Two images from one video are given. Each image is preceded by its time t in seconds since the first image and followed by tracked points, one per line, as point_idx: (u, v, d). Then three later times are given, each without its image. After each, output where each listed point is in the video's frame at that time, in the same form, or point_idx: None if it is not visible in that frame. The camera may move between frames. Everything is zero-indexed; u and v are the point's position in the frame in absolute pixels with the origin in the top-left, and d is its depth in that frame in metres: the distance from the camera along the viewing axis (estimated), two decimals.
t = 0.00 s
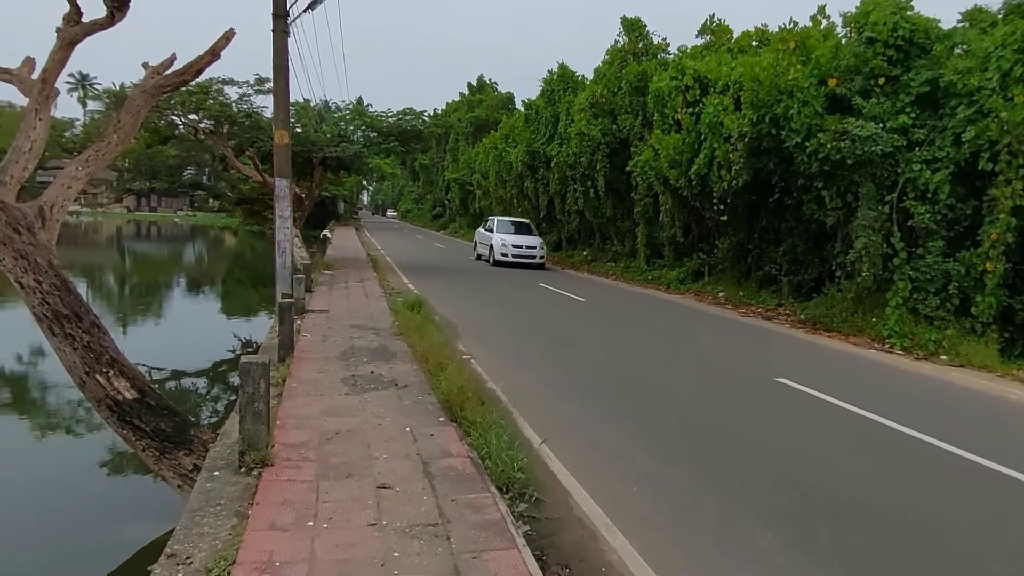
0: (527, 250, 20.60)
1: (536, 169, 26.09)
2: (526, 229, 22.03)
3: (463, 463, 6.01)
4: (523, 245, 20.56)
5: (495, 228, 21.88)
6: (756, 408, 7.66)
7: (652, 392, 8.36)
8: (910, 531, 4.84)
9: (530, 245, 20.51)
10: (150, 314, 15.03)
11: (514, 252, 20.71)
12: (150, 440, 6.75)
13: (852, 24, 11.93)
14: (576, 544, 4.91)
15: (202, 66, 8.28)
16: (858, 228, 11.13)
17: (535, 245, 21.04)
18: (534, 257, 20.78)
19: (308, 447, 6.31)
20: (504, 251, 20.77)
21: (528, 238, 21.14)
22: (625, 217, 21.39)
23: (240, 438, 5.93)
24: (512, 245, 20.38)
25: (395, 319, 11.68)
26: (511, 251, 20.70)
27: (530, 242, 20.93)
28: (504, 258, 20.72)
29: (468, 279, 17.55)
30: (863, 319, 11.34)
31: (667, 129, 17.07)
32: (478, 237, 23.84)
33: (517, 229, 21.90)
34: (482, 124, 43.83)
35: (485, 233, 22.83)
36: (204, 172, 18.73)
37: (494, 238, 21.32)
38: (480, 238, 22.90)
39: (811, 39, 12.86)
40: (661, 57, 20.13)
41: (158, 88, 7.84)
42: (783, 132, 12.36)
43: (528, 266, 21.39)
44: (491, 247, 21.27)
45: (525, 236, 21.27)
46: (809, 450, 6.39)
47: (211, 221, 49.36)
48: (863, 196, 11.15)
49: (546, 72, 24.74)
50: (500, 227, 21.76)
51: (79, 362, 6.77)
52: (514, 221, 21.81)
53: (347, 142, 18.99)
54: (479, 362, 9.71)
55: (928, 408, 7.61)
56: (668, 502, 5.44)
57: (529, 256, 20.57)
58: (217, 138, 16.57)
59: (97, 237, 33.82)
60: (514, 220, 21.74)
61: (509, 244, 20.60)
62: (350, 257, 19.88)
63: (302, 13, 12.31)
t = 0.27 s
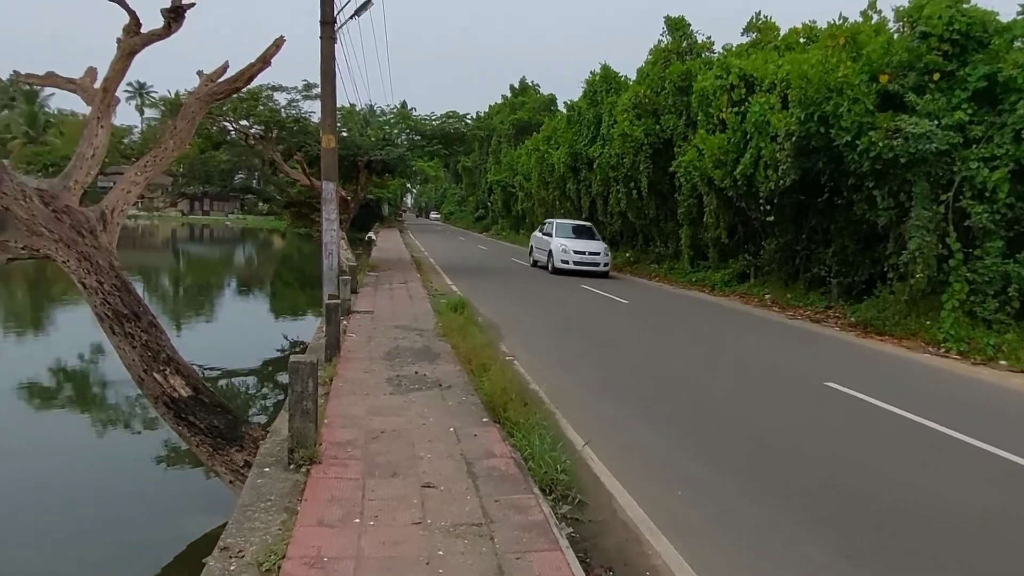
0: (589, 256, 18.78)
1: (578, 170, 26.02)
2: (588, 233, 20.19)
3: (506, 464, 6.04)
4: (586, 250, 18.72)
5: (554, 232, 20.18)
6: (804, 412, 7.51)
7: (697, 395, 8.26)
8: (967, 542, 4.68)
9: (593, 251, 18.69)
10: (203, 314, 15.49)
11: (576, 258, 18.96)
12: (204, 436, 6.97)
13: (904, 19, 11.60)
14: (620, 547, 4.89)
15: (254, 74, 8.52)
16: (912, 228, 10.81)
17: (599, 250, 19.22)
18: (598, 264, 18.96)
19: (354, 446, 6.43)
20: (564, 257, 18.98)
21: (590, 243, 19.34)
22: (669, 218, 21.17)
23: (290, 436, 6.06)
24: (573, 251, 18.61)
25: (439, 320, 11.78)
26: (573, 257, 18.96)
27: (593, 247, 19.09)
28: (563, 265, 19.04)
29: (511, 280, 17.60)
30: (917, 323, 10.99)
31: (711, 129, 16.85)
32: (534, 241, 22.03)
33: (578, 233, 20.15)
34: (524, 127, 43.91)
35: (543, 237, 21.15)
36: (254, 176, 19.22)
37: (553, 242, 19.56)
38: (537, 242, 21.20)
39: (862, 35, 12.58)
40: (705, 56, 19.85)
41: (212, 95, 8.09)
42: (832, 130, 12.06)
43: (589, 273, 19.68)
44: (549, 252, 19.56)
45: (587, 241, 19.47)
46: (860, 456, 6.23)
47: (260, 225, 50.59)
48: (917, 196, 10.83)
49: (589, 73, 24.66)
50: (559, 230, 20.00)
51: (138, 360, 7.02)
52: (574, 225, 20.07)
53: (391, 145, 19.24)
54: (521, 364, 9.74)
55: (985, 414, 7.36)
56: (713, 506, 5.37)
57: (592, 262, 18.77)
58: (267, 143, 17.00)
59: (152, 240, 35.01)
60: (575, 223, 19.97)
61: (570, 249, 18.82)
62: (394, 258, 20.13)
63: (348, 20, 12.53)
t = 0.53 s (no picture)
0: (659, 264, 16.93)
1: (622, 172, 25.85)
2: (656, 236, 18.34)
3: (551, 466, 6.04)
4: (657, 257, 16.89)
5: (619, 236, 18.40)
6: (857, 418, 7.31)
7: (745, 399, 8.12)
8: None
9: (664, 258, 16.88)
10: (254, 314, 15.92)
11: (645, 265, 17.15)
12: (257, 433, 7.15)
13: (963, 12, 11.22)
14: (666, 552, 4.84)
15: (304, 80, 8.72)
16: (971, 228, 10.44)
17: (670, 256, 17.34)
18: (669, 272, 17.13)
19: (401, 445, 6.52)
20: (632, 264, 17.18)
21: (660, 249, 17.50)
22: (715, 219, 20.86)
23: (339, 434, 6.18)
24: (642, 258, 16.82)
25: (483, 321, 11.85)
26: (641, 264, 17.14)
27: (663, 253, 17.27)
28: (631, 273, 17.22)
29: (555, 282, 17.60)
30: (977, 327, 10.58)
31: (759, 128, 16.53)
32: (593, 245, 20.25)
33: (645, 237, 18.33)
34: (568, 128, 43.83)
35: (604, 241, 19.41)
36: (304, 180, 19.63)
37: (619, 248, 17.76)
38: (598, 247, 19.49)
39: (918, 29, 12.24)
40: (753, 54, 19.55)
41: (265, 102, 8.31)
42: (887, 128, 11.68)
43: (657, 282, 17.88)
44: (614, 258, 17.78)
45: (657, 247, 17.60)
46: (916, 464, 6.04)
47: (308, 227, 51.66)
48: (977, 195, 10.47)
49: (634, 74, 24.49)
50: (625, 235, 18.21)
51: (195, 359, 7.25)
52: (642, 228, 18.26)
53: (437, 148, 19.42)
54: (566, 366, 9.73)
55: None
56: (763, 513, 5.27)
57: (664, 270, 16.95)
58: (316, 147, 17.37)
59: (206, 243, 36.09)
60: (642, 226, 18.15)
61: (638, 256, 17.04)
62: (439, 260, 20.33)
63: (395, 25, 12.72)
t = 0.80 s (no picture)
0: (732, 272, 14.94)
1: (664, 172, 25.61)
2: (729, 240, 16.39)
3: (593, 468, 6.03)
4: (731, 265, 14.95)
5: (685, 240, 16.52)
6: (907, 423, 7.11)
7: (790, 402, 7.97)
8: None
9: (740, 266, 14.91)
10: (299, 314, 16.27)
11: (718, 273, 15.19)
12: (303, 431, 7.30)
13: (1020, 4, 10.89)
14: (709, 557, 4.79)
15: (349, 84, 8.87)
16: None
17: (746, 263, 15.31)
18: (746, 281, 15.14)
19: (443, 445, 6.58)
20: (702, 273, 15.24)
21: (733, 254, 15.53)
22: (759, 219, 20.49)
23: (383, 433, 6.26)
24: (714, 266, 14.87)
25: (524, 322, 11.87)
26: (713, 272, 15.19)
27: (738, 259, 15.29)
28: (700, 281, 15.30)
29: (595, 283, 17.53)
30: None
31: (805, 126, 16.20)
32: (654, 250, 18.46)
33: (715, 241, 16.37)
34: (609, 129, 43.59)
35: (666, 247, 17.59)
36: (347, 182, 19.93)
37: (685, 253, 15.87)
38: (659, 253, 17.69)
39: (973, 23, 11.88)
40: (799, 51, 19.09)
41: (311, 106, 8.48)
42: (939, 125, 11.36)
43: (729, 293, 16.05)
44: (680, 264, 15.92)
45: (730, 252, 15.66)
46: (970, 472, 5.85)
47: (351, 229, 52.46)
48: None
49: (675, 73, 24.23)
50: (693, 238, 16.28)
51: (244, 357, 7.44)
52: (711, 231, 16.36)
53: (478, 150, 19.52)
54: (607, 367, 9.69)
55: None
56: (809, 519, 5.17)
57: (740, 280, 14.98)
58: (359, 150, 17.69)
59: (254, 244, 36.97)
60: (712, 230, 16.24)
61: (709, 263, 15.12)
62: (479, 261, 20.44)
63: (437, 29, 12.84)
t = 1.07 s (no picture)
0: (823, 283, 12.83)
1: (707, 172, 25.26)
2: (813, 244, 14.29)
3: (634, 470, 6.00)
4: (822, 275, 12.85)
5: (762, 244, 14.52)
6: (962, 430, 6.88)
7: (838, 407, 7.79)
8: None
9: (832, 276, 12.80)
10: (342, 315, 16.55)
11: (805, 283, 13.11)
12: (347, 429, 7.43)
13: None
14: (753, 563, 4.72)
15: (392, 88, 8.99)
16: None
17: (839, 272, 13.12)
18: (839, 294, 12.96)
19: (485, 445, 6.63)
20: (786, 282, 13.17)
21: (822, 261, 13.40)
22: (805, 219, 20.07)
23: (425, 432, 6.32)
24: (802, 275, 12.81)
25: (565, 323, 11.86)
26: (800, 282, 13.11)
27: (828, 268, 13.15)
28: (785, 293, 13.18)
29: (637, 284, 17.38)
30: None
31: (853, 124, 15.80)
32: (722, 258, 16.53)
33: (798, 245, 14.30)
34: (651, 129, 43.20)
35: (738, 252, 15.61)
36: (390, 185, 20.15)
37: (764, 260, 13.79)
38: (730, 260, 15.78)
39: None
40: (846, 47, 18.70)
41: (355, 110, 8.63)
42: (996, 120, 11.00)
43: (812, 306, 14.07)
44: (758, 274, 13.83)
45: (817, 259, 13.58)
46: None
47: (393, 231, 53.09)
48: None
49: (719, 71, 23.90)
50: (771, 244, 14.21)
51: (290, 356, 7.60)
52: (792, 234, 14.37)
53: (519, 151, 19.55)
54: (649, 369, 9.62)
55: None
56: (858, 528, 5.05)
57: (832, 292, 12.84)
58: (402, 152, 17.91)
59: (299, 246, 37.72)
60: (794, 233, 14.21)
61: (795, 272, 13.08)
62: (520, 262, 20.50)
63: (479, 31, 12.92)
